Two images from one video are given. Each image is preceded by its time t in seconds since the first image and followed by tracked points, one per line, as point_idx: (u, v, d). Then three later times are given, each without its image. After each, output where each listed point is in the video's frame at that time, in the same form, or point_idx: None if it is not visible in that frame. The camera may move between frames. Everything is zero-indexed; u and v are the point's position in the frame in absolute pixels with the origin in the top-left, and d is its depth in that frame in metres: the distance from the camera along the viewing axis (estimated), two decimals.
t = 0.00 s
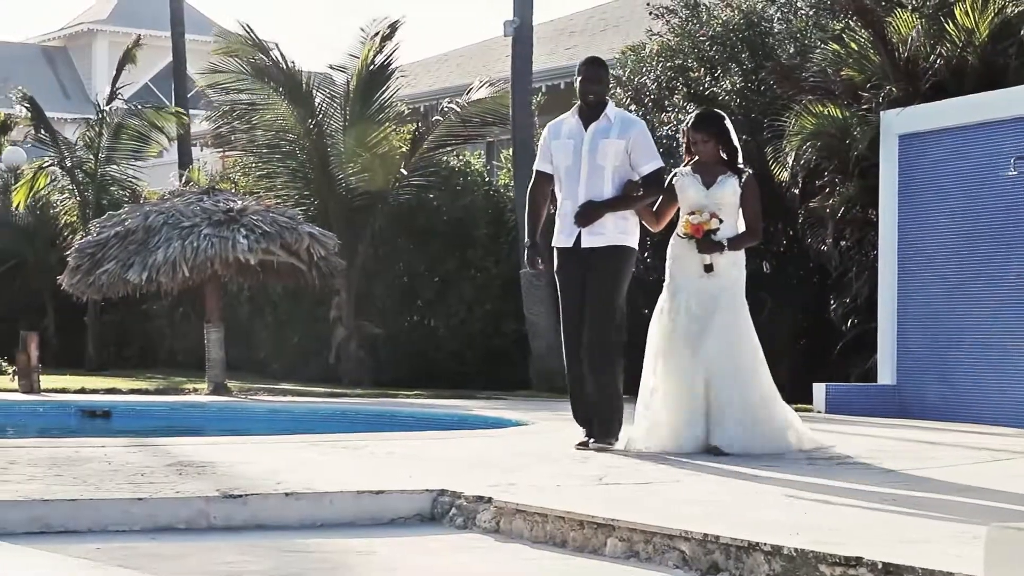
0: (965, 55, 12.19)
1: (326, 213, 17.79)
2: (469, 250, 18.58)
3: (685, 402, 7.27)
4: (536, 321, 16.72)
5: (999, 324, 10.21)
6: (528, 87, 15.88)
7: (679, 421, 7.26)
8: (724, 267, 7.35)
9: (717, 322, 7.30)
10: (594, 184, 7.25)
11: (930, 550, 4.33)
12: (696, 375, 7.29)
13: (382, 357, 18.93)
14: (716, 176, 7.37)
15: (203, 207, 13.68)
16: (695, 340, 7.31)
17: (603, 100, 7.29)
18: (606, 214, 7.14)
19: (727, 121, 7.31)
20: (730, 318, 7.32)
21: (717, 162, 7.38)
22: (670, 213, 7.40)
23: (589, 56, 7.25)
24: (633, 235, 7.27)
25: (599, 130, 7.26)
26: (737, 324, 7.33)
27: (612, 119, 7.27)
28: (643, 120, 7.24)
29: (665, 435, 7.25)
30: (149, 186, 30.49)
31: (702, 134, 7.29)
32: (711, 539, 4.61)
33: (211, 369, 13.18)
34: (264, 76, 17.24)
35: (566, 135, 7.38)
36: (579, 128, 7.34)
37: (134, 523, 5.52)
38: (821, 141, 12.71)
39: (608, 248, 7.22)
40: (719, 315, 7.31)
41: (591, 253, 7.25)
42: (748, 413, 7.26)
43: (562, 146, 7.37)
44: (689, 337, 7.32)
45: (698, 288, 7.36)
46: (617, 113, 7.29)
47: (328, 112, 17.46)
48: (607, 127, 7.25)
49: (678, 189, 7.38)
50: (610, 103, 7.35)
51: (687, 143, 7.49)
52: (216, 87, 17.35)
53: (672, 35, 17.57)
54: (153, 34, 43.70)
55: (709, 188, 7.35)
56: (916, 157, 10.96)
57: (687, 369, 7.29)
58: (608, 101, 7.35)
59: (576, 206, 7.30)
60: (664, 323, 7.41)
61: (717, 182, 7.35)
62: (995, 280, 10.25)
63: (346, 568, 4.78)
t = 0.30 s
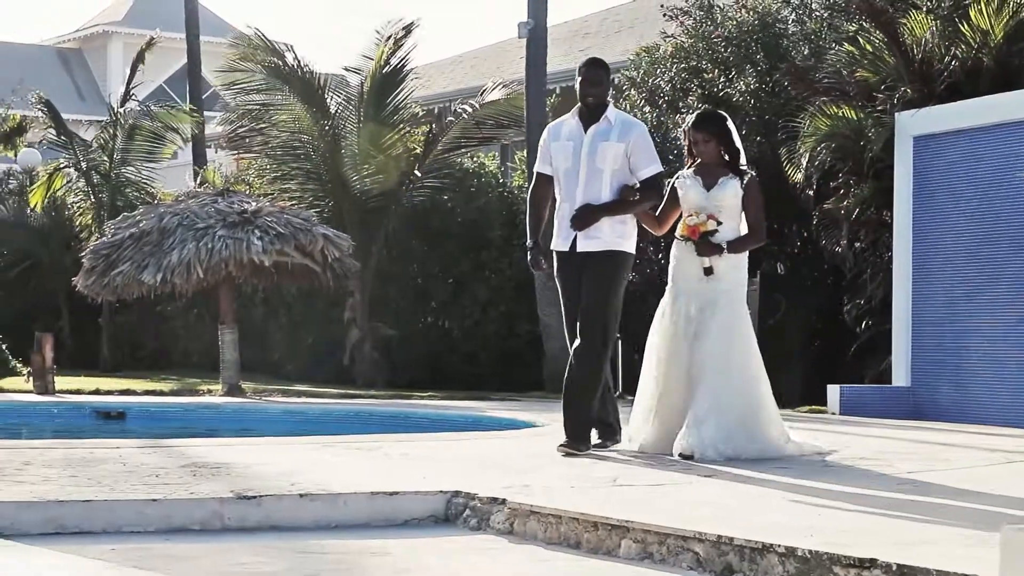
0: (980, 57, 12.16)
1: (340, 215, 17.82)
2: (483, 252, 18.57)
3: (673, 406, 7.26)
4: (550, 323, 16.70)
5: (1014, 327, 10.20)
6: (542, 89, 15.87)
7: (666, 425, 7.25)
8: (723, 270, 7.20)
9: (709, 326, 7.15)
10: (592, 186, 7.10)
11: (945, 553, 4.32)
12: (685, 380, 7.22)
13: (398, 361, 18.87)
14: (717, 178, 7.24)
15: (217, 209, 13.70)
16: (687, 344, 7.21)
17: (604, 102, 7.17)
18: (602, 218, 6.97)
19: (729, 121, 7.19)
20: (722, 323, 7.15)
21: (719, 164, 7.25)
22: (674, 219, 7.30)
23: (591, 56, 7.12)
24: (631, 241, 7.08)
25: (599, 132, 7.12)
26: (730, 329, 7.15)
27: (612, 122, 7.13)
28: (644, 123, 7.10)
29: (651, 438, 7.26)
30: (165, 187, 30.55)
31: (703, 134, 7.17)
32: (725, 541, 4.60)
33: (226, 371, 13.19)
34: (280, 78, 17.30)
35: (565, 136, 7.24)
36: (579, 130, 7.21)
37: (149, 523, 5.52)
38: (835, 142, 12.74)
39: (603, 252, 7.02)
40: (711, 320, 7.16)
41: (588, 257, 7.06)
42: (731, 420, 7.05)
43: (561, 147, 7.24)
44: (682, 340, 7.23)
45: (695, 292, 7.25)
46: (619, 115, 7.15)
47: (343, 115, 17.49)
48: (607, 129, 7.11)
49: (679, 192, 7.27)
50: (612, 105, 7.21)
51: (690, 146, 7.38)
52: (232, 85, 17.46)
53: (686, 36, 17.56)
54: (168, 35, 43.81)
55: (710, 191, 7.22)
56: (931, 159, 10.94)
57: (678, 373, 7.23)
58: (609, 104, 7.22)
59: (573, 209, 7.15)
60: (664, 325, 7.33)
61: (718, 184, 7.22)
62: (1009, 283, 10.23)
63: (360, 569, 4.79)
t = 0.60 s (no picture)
0: (989, 53, 12.15)
1: (348, 213, 17.88)
2: (491, 250, 18.56)
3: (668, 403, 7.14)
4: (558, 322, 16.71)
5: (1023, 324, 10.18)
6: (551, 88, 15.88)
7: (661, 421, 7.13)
8: (718, 263, 7.15)
9: (705, 320, 7.07)
10: (584, 179, 6.97)
11: (954, 551, 4.32)
12: (683, 375, 7.11)
13: (406, 360, 18.88)
14: (712, 170, 7.17)
15: (226, 208, 13.70)
16: (684, 339, 7.11)
17: (599, 93, 7.02)
18: (593, 210, 6.84)
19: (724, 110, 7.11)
20: (719, 316, 7.07)
21: (714, 155, 7.17)
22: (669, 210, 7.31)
23: (587, 46, 6.98)
24: (623, 235, 6.96)
25: (592, 123, 6.99)
26: (729, 323, 7.08)
27: (606, 113, 7.00)
28: (639, 115, 6.97)
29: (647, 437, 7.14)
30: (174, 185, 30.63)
31: (698, 124, 7.10)
32: (734, 539, 4.60)
33: (235, 370, 13.20)
34: (289, 76, 17.33)
35: (559, 127, 7.12)
36: (572, 122, 7.08)
37: (158, 523, 5.52)
38: (843, 141, 12.64)
39: (595, 246, 6.91)
40: (708, 314, 7.08)
41: (579, 251, 6.94)
42: (732, 415, 6.96)
43: (555, 139, 7.11)
44: (678, 335, 7.13)
45: (690, 288, 7.18)
46: (613, 107, 7.02)
47: (352, 114, 17.43)
48: (600, 121, 6.98)
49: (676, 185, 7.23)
50: (607, 97, 7.08)
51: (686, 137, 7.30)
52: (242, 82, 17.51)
53: (694, 34, 17.55)
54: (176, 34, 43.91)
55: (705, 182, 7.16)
56: (939, 157, 10.93)
57: (674, 368, 7.12)
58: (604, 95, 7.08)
59: (564, 201, 7.02)
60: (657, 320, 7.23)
61: (712, 176, 7.14)
62: (1018, 280, 10.22)
63: (369, 568, 4.79)
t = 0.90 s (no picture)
0: (1001, 52, 12.10)
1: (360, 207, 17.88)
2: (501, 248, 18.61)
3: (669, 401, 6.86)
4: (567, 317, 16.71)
5: None
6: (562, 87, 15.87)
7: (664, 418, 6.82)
8: (714, 262, 7.04)
9: (705, 318, 6.95)
10: (574, 177, 7.00)
11: (969, 551, 4.30)
12: (684, 372, 6.88)
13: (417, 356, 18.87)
14: (707, 168, 7.07)
15: (238, 206, 13.72)
16: (683, 337, 6.92)
17: (586, 89, 7.02)
18: (584, 209, 6.88)
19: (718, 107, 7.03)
20: (717, 315, 6.97)
21: (709, 153, 7.09)
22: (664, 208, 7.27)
23: (571, 42, 6.97)
24: (618, 232, 6.97)
25: (579, 121, 6.99)
26: (727, 323, 6.98)
27: (593, 109, 6.99)
28: (625, 109, 6.96)
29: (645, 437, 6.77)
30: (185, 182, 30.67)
31: (691, 120, 7.04)
32: (745, 538, 4.57)
33: (247, 368, 13.19)
34: (302, 73, 17.34)
35: (549, 125, 7.15)
36: (561, 118, 7.11)
37: (171, 520, 5.48)
38: (856, 138, 12.71)
39: (589, 246, 6.93)
40: (706, 313, 6.96)
41: (572, 249, 6.98)
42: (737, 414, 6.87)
43: (545, 137, 7.14)
44: (675, 333, 6.94)
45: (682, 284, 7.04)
46: (600, 102, 7.01)
47: (361, 111, 17.50)
48: (587, 117, 6.97)
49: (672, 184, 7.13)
50: (596, 90, 7.07)
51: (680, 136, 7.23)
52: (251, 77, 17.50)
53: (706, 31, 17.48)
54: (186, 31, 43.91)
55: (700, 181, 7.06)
56: (951, 155, 10.93)
57: (674, 366, 6.89)
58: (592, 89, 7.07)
59: (556, 200, 7.05)
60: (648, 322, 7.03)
61: (706, 174, 7.05)
62: None
63: (381, 565, 4.79)
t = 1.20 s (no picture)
0: None
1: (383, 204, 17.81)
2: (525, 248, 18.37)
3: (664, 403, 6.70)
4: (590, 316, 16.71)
5: None
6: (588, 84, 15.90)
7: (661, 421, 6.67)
8: (708, 257, 6.83)
9: (698, 316, 6.76)
10: (567, 173, 6.93)
11: (995, 550, 4.23)
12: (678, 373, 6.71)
13: (441, 356, 18.94)
14: (700, 162, 6.90)
15: (261, 205, 13.75)
16: (679, 337, 6.73)
17: (577, 84, 6.98)
18: (578, 205, 6.81)
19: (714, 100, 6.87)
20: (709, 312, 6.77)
21: (703, 147, 6.92)
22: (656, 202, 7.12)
23: (559, 37, 6.90)
24: (609, 230, 6.94)
25: (572, 116, 6.95)
26: (724, 321, 6.78)
27: (586, 104, 6.96)
28: (619, 104, 6.94)
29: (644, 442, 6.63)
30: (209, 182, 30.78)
31: (687, 112, 6.87)
32: (770, 537, 4.47)
33: (270, 366, 13.24)
34: (326, 72, 17.42)
35: (539, 121, 7.07)
36: (551, 114, 7.03)
37: (195, 518, 5.46)
38: (879, 137, 12.71)
39: (582, 243, 6.89)
40: (699, 310, 6.76)
41: (564, 246, 6.91)
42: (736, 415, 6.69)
43: (535, 133, 7.07)
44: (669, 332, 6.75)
45: (678, 281, 6.85)
46: (592, 97, 6.98)
47: (384, 109, 17.55)
48: (580, 112, 6.94)
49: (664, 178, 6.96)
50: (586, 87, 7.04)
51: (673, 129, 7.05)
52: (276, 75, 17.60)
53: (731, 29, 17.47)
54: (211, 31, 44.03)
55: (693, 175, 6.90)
56: (975, 154, 10.91)
57: (668, 366, 6.71)
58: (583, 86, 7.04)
59: (548, 196, 6.98)
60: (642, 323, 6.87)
61: (700, 168, 6.88)
62: None
63: (402, 564, 4.76)
